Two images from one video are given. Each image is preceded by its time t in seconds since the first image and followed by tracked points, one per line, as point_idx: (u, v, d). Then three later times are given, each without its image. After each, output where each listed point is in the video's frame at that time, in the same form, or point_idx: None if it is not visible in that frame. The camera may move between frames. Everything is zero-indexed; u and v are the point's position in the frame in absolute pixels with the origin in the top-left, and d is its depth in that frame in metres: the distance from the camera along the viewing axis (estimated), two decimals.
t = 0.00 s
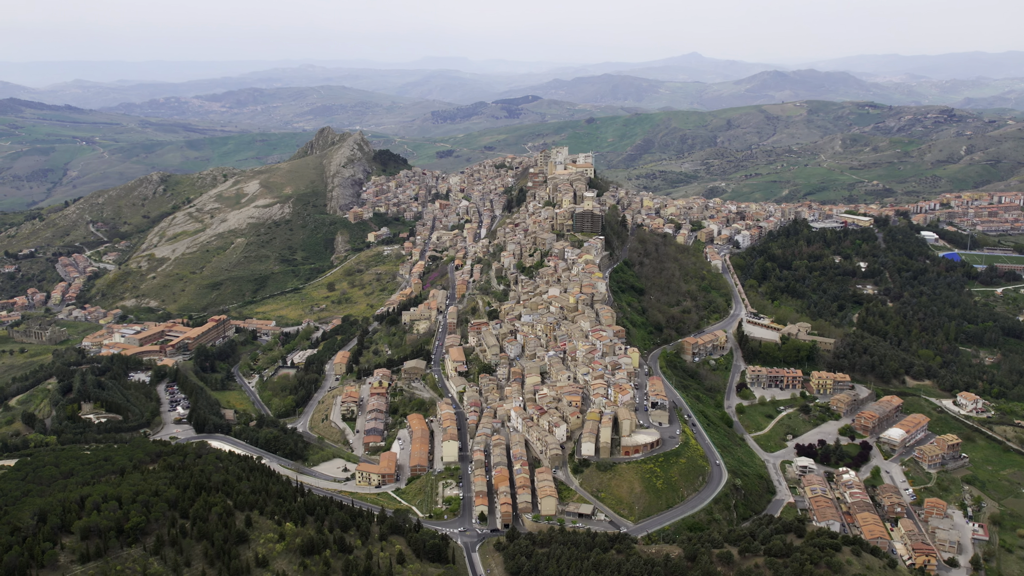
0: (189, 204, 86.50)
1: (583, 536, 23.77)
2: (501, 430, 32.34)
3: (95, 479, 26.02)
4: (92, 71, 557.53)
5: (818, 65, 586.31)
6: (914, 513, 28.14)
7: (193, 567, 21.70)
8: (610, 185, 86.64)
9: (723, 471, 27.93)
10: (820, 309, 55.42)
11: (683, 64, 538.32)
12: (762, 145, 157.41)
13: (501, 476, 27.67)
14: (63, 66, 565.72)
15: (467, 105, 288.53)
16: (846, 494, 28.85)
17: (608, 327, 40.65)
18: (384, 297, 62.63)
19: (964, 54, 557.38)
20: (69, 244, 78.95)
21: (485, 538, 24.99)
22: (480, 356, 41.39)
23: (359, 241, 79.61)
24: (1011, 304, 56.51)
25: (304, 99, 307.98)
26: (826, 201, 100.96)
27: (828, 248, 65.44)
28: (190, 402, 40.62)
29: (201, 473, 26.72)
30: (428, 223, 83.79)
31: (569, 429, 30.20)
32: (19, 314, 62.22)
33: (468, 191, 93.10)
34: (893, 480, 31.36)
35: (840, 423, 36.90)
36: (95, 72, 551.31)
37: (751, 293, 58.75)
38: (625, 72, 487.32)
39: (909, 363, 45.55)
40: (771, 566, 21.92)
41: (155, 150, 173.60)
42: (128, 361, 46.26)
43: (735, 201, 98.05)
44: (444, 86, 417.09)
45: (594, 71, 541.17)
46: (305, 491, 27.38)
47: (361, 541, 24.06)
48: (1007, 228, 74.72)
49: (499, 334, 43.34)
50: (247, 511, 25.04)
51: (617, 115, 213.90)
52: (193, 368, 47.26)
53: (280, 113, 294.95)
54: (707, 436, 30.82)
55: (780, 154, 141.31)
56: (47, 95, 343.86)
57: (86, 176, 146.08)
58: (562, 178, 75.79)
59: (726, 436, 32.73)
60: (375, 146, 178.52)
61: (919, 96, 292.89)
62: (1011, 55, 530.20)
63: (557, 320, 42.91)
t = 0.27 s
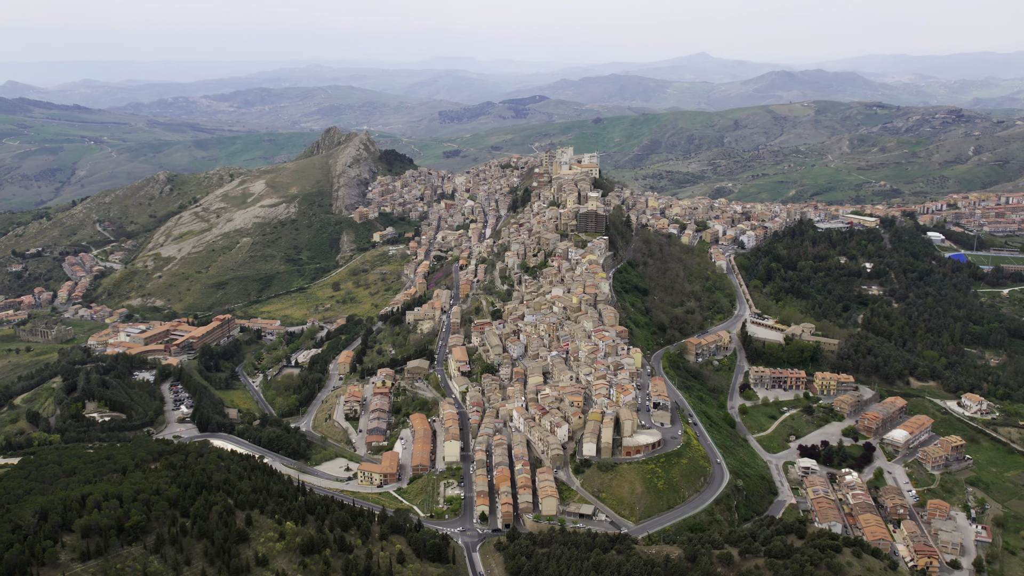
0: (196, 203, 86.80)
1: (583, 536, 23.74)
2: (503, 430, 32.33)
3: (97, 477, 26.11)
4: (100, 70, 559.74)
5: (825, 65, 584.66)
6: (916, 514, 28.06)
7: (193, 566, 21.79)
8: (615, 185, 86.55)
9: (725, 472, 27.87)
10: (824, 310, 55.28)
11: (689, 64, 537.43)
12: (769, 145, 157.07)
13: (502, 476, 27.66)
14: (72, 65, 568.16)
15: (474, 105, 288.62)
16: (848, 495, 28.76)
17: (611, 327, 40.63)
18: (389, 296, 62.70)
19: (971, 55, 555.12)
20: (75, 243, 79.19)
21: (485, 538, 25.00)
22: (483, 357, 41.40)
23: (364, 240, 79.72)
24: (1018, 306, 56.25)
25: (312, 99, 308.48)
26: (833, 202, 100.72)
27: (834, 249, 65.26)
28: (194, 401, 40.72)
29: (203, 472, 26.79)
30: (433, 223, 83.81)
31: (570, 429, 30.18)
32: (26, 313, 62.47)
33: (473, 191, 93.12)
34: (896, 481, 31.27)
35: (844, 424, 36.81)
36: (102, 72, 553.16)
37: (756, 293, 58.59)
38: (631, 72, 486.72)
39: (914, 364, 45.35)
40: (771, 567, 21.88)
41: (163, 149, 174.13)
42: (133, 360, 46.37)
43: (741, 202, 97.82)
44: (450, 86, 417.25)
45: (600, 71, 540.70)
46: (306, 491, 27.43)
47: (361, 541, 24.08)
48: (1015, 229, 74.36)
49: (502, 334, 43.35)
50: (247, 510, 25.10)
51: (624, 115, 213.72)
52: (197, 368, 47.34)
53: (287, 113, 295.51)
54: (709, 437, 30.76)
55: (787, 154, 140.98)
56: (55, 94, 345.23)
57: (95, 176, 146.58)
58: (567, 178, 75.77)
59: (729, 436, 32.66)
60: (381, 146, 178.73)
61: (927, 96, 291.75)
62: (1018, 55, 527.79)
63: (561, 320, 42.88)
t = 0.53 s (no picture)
0: (202, 202, 87.09)
1: (583, 537, 23.70)
2: (505, 430, 32.30)
3: (98, 476, 26.16)
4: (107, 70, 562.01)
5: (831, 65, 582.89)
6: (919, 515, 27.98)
7: (192, 565, 21.85)
8: (620, 185, 86.45)
9: (726, 473, 27.79)
10: (829, 311, 55.11)
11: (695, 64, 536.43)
12: (776, 145, 156.71)
13: (503, 476, 27.66)
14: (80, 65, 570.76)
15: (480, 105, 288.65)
16: (850, 497, 28.66)
17: (614, 327, 40.60)
18: (393, 296, 62.78)
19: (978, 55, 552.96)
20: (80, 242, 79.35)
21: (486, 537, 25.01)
22: (486, 356, 41.45)
23: (369, 240, 79.80)
24: None
25: (318, 98, 308.98)
26: (840, 202, 100.46)
27: (839, 250, 65.08)
28: (197, 401, 40.81)
29: (205, 472, 26.85)
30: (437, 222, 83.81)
31: (572, 428, 30.20)
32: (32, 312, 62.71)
33: (479, 191, 93.14)
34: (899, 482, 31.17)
35: (847, 425, 36.70)
36: (109, 72, 554.69)
37: (760, 294, 58.42)
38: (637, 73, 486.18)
39: (917, 365, 45.19)
40: (771, 568, 21.83)
41: (170, 149, 174.61)
42: (137, 359, 46.49)
43: (747, 202, 97.62)
44: (456, 86, 417.46)
45: (606, 71, 540.21)
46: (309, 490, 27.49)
47: (362, 539, 24.13)
48: (1022, 230, 73.99)
49: (505, 334, 43.41)
50: (247, 509, 25.16)
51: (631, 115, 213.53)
52: (201, 367, 47.39)
53: (294, 113, 296.19)
54: (711, 437, 30.71)
55: (794, 155, 140.63)
56: (63, 94, 346.66)
57: (102, 175, 147.06)
58: (571, 178, 75.74)
59: (731, 437, 32.58)
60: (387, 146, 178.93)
61: (935, 96, 290.70)
62: None
63: (563, 321, 42.85)
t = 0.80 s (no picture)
0: (208, 202, 87.39)
1: (583, 537, 23.69)
2: (506, 430, 32.28)
3: (99, 475, 26.24)
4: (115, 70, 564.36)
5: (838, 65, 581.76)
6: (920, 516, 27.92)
7: (192, 564, 21.92)
8: (625, 185, 86.39)
9: (728, 473, 27.72)
10: (833, 311, 54.98)
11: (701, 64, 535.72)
12: (783, 145, 156.37)
13: (503, 476, 27.66)
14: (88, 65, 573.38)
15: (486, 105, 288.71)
16: (852, 498, 28.57)
17: (616, 327, 40.58)
18: (397, 296, 62.86)
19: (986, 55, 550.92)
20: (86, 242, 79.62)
21: (486, 537, 25.02)
22: (488, 356, 41.47)
23: (374, 239, 79.90)
24: None
25: (325, 98, 309.51)
26: (846, 203, 100.21)
27: (844, 250, 64.92)
28: (200, 400, 40.89)
29: (206, 470, 26.93)
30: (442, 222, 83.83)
31: (573, 428, 30.22)
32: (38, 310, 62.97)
33: (484, 191, 93.17)
34: (901, 483, 31.08)
35: (850, 426, 36.58)
36: (117, 72, 555.82)
37: (764, 294, 58.30)
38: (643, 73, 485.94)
39: (921, 366, 45.02)
40: (771, 570, 21.78)
41: (178, 148, 175.10)
42: (141, 358, 46.62)
43: (753, 203, 97.44)
44: (462, 86, 417.65)
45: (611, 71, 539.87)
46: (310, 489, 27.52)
47: (362, 539, 24.18)
48: None
49: (508, 334, 43.46)
50: (248, 508, 25.21)
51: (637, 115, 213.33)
52: (205, 366, 47.49)
53: (301, 112, 296.90)
54: (713, 438, 30.67)
55: (801, 155, 140.31)
56: (71, 93, 347.99)
57: (109, 175, 147.53)
58: (576, 178, 75.74)
59: (733, 438, 32.48)
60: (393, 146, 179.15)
61: (943, 97, 289.69)
62: None
63: (566, 321, 42.83)
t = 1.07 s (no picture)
0: (214, 201, 87.68)
1: (583, 537, 23.69)
2: (508, 430, 32.27)
3: (100, 474, 26.31)
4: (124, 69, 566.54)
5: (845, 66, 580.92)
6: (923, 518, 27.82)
7: (191, 562, 22.00)
8: (630, 185, 86.33)
9: (729, 474, 27.66)
10: (837, 312, 54.85)
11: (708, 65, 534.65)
12: (789, 146, 156.06)
13: (504, 476, 27.66)
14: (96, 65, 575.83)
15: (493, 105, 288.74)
16: (854, 499, 28.49)
17: (618, 328, 40.54)
18: (401, 296, 62.94)
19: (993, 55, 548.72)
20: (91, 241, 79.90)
21: (486, 537, 25.04)
22: (490, 355, 41.46)
23: (379, 239, 80.00)
24: None
25: (332, 98, 310.05)
26: (853, 204, 99.96)
27: (848, 251, 64.78)
28: (204, 399, 40.96)
29: (207, 469, 27.00)
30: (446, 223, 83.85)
31: (574, 429, 30.22)
32: (42, 310, 63.24)
33: (489, 191, 93.19)
34: (904, 484, 30.96)
35: (853, 428, 36.45)
36: (124, 72, 557.16)
37: (768, 295, 58.14)
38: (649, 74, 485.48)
39: (925, 368, 44.84)
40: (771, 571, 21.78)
41: (185, 148, 175.59)
42: (145, 358, 46.76)
43: (759, 204, 97.40)
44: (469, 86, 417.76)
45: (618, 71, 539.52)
46: (310, 489, 27.56)
47: (362, 538, 24.24)
48: None
49: (510, 334, 43.47)
50: (248, 507, 25.26)
51: (644, 115, 213.07)
52: (209, 366, 47.60)
53: (308, 112, 297.57)
54: (715, 439, 30.60)
55: (807, 155, 139.99)
56: (80, 93, 349.12)
57: (117, 174, 147.96)
58: (580, 178, 75.74)
59: (735, 439, 32.34)
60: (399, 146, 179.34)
61: (951, 98, 288.68)
62: None
63: (569, 321, 42.83)
